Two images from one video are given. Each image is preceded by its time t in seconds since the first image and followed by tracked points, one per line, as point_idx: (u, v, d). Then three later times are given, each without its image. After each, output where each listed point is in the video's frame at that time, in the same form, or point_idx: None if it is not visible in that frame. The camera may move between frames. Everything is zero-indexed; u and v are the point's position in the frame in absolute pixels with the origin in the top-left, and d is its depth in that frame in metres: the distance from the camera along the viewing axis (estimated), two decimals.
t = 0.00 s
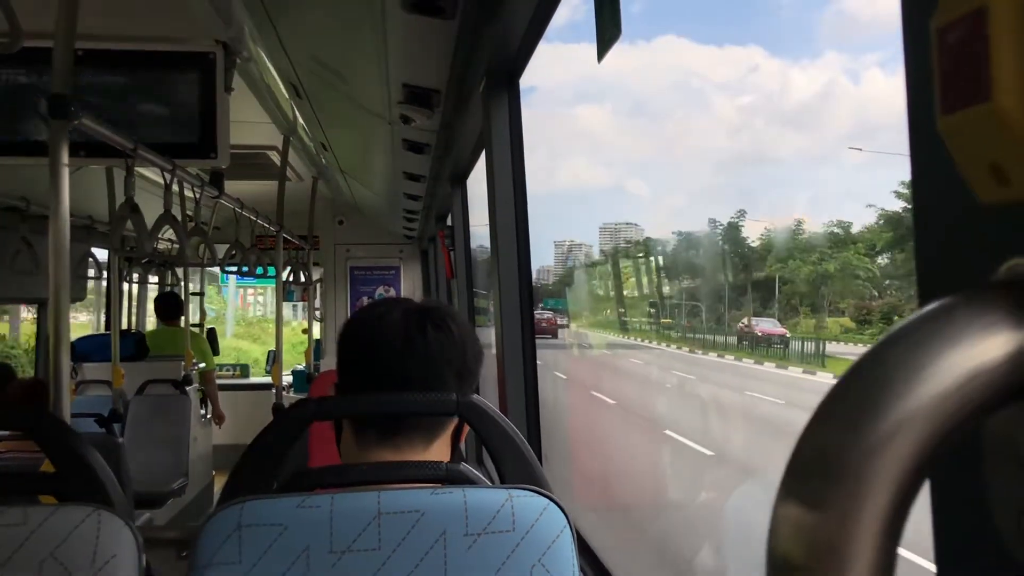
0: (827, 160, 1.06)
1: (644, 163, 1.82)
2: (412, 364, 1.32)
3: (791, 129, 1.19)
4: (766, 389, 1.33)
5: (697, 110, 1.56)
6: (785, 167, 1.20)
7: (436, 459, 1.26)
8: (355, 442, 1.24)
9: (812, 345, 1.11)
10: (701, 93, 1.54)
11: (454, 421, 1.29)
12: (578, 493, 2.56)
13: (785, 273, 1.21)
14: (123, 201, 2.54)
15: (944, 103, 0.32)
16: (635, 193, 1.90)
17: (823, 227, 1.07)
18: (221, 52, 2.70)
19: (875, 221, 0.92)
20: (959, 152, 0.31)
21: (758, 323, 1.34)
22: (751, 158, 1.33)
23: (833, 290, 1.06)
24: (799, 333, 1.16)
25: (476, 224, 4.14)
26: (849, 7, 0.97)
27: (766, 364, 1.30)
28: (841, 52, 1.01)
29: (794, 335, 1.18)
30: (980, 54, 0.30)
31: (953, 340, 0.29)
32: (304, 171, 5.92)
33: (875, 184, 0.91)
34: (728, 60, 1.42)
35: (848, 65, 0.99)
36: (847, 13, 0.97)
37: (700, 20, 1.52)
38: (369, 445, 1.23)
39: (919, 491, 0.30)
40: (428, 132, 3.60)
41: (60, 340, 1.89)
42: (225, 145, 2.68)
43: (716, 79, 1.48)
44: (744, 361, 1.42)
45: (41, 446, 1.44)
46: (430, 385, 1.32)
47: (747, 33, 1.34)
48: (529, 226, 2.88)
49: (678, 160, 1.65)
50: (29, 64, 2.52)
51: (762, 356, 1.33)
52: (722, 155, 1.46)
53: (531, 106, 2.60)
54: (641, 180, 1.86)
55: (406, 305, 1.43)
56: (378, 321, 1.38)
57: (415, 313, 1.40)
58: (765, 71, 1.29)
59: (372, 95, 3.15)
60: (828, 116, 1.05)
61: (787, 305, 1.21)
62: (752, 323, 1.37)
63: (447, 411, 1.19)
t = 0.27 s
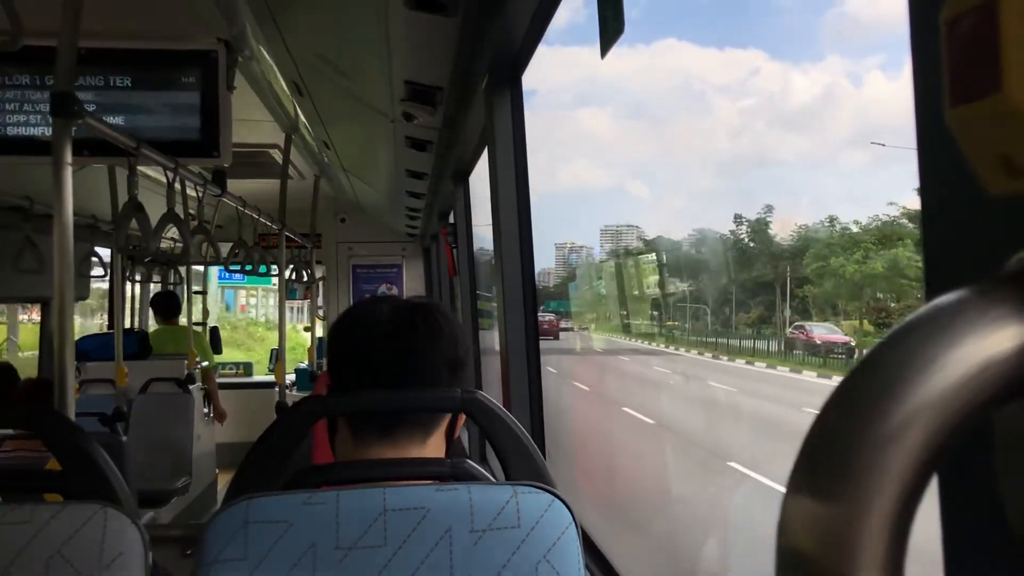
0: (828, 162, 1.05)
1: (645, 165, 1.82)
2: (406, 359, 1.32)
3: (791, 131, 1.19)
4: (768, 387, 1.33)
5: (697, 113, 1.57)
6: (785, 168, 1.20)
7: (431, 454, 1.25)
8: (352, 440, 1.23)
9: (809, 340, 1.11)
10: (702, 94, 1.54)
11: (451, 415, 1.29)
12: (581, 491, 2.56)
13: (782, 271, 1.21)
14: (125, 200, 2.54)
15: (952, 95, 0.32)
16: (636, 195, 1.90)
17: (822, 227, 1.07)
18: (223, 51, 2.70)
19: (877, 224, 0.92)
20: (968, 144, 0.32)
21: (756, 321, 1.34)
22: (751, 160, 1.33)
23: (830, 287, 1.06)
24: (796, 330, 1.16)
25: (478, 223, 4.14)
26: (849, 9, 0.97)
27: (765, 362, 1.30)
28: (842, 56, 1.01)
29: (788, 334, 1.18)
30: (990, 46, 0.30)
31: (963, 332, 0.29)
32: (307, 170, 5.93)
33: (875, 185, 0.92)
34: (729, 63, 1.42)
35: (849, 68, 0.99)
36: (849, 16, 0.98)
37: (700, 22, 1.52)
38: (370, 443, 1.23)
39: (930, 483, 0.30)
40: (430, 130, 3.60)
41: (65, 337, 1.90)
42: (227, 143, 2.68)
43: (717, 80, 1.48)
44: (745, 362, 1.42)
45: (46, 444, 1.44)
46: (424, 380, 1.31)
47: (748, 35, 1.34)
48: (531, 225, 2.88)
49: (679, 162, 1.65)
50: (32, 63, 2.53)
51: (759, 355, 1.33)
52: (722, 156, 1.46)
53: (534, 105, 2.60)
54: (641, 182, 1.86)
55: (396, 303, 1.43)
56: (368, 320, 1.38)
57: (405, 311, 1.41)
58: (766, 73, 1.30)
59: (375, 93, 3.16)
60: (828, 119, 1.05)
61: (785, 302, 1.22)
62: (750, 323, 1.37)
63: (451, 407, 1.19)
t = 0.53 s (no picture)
0: (828, 162, 1.05)
1: (645, 166, 1.82)
2: (405, 361, 1.31)
3: (791, 131, 1.19)
4: (773, 388, 1.33)
5: (697, 114, 1.57)
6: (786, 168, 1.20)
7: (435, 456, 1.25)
8: (354, 443, 1.23)
9: (813, 342, 1.11)
10: (702, 95, 1.54)
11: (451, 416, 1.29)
12: (585, 492, 2.56)
13: (785, 272, 1.21)
14: (129, 202, 2.54)
15: (967, 94, 0.32)
16: (636, 196, 1.90)
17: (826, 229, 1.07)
18: (226, 53, 2.70)
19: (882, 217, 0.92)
20: (982, 143, 0.31)
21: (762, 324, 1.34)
22: (751, 161, 1.33)
23: (832, 289, 1.06)
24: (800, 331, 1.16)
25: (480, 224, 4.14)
26: (849, 8, 0.97)
27: (771, 365, 1.30)
28: (843, 55, 1.01)
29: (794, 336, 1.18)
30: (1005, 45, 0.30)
31: (979, 334, 0.29)
32: (309, 171, 5.93)
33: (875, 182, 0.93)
34: (729, 63, 1.42)
35: (850, 68, 0.99)
36: (848, 15, 0.98)
37: (700, 22, 1.52)
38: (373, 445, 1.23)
39: (945, 486, 0.30)
40: (432, 131, 3.60)
41: (68, 338, 1.90)
42: (230, 145, 2.68)
43: (717, 81, 1.48)
44: (750, 362, 1.42)
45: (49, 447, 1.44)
46: (426, 381, 1.31)
47: (747, 35, 1.34)
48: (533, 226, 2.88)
49: (680, 163, 1.65)
50: (35, 66, 2.53)
51: (764, 357, 1.33)
52: (723, 157, 1.46)
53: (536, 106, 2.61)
54: (641, 184, 1.86)
55: (395, 304, 1.43)
56: (368, 324, 1.37)
57: (404, 312, 1.41)
58: (767, 73, 1.29)
59: (376, 95, 3.16)
60: (829, 120, 1.05)
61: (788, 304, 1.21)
62: (754, 323, 1.37)
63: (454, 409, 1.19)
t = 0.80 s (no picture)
0: (828, 161, 1.05)
1: (644, 165, 1.82)
2: (405, 361, 1.31)
3: (790, 129, 1.19)
4: (773, 388, 1.33)
5: (695, 113, 1.56)
6: (785, 168, 1.20)
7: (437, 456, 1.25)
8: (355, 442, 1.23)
9: (814, 340, 1.10)
10: (702, 94, 1.54)
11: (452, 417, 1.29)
12: (583, 493, 2.56)
13: (785, 272, 1.21)
14: (129, 201, 2.54)
15: (968, 91, 0.31)
16: (635, 195, 1.90)
17: (828, 228, 1.06)
18: (227, 52, 2.69)
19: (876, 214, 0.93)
20: (983, 142, 0.31)
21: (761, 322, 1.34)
22: (749, 161, 1.33)
23: (834, 288, 1.05)
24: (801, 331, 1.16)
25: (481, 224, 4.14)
26: (847, 7, 0.97)
27: (771, 363, 1.30)
28: (842, 53, 1.01)
29: (795, 335, 1.18)
30: (1006, 43, 0.30)
31: (980, 332, 0.29)
32: (310, 171, 5.93)
33: (873, 182, 0.93)
34: (726, 62, 1.42)
35: (849, 66, 0.98)
36: (847, 14, 0.97)
37: (697, 22, 1.52)
38: (373, 444, 1.22)
39: (944, 485, 0.30)
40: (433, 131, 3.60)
41: (68, 336, 1.89)
42: (231, 144, 2.68)
43: (714, 80, 1.48)
44: (750, 362, 1.41)
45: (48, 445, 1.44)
46: (426, 382, 1.31)
47: (744, 34, 1.34)
48: (533, 227, 2.89)
49: (678, 163, 1.65)
50: (36, 64, 2.53)
51: (765, 356, 1.32)
52: (721, 157, 1.46)
53: (536, 106, 2.61)
54: (640, 183, 1.85)
55: (397, 304, 1.43)
56: (369, 323, 1.37)
57: (406, 312, 1.40)
58: (764, 72, 1.29)
59: (377, 94, 3.16)
60: (827, 119, 1.05)
61: (788, 302, 1.21)
62: (754, 323, 1.37)
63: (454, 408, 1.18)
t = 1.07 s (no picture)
0: (824, 161, 1.05)
1: (641, 165, 1.82)
2: (407, 360, 1.31)
3: (785, 129, 1.19)
4: (771, 386, 1.33)
5: (692, 114, 1.56)
6: (782, 166, 1.20)
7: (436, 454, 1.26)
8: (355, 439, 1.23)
9: (811, 339, 1.11)
10: (698, 94, 1.54)
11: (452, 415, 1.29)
12: (582, 491, 2.56)
13: (783, 270, 1.21)
14: (129, 198, 2.54)
15: (965, 89, 0.31)
16: (632, 194, 1.90)
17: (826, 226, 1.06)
18: (227, 48, 2.69)
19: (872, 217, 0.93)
20: (979, 141, 0.31)
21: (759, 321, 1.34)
22: (746, 161, 1.33)
23: (832, 287, 1.05)
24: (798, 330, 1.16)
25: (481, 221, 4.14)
26: (842, 7, 0.97)
27: (769, 361, 1.30)
28: (838, 53, 1.01)
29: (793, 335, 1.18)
30: (1003, 41, 0.30)
31: (976, 331, 0.29)
32: (309, 168, 5.93)
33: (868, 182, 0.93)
34: (723, 62, 1.42)
35: (844, 66, 0.98)
36: (844, 15, 0.97)
37: (694, 22, 1.52)
38: (372, 442, 1.22)
39: (940, 485, 0.30)
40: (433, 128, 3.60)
41: (67, 333, 1.89)
42: (231, 141, 2.68)
43: (710, 79, 1.49)
44: (747, 361, 1.41)
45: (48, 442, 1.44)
46: (426, 381, 1.31)
47: (740, 34, 1.34)
48: (533, 225, 2.89)
49: (676, 163, 1.65)
50: (36, 60, 2.53)
51: (762, 355, 1.32)
52: (717, 155, 1.46)
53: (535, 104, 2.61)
54: (638, 183, 1.85)
55: (401, 301, 1.43)
56: (373, 319, 1.37)
57: (410, 309, 1.40)
58: (760, 72, 1.30)
59: (377, 91, 3.16)
60: (823, 119, 1.05)
61: (785, 302, 1.21)
62: (753, 321, 1.37)
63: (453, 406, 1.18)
